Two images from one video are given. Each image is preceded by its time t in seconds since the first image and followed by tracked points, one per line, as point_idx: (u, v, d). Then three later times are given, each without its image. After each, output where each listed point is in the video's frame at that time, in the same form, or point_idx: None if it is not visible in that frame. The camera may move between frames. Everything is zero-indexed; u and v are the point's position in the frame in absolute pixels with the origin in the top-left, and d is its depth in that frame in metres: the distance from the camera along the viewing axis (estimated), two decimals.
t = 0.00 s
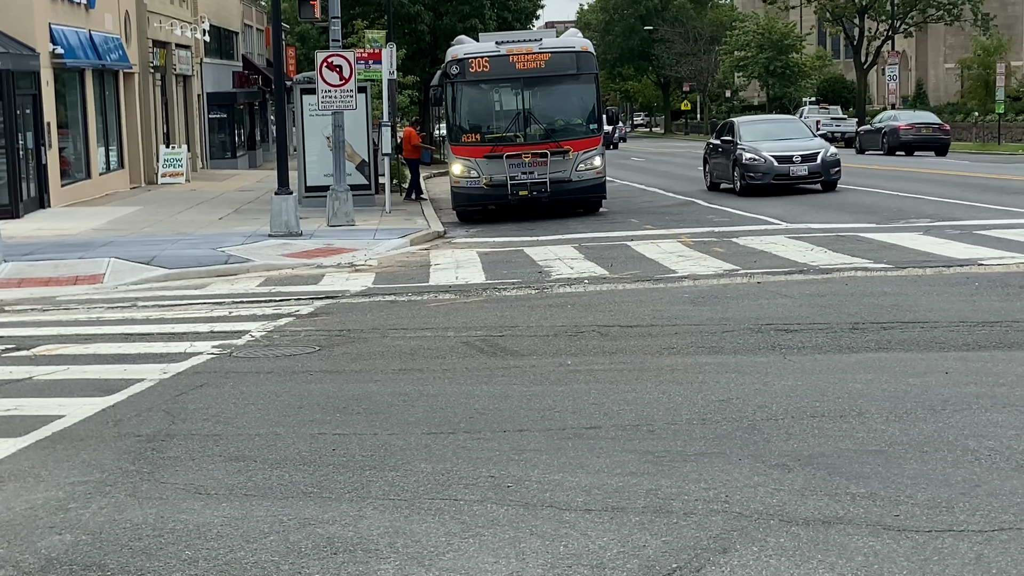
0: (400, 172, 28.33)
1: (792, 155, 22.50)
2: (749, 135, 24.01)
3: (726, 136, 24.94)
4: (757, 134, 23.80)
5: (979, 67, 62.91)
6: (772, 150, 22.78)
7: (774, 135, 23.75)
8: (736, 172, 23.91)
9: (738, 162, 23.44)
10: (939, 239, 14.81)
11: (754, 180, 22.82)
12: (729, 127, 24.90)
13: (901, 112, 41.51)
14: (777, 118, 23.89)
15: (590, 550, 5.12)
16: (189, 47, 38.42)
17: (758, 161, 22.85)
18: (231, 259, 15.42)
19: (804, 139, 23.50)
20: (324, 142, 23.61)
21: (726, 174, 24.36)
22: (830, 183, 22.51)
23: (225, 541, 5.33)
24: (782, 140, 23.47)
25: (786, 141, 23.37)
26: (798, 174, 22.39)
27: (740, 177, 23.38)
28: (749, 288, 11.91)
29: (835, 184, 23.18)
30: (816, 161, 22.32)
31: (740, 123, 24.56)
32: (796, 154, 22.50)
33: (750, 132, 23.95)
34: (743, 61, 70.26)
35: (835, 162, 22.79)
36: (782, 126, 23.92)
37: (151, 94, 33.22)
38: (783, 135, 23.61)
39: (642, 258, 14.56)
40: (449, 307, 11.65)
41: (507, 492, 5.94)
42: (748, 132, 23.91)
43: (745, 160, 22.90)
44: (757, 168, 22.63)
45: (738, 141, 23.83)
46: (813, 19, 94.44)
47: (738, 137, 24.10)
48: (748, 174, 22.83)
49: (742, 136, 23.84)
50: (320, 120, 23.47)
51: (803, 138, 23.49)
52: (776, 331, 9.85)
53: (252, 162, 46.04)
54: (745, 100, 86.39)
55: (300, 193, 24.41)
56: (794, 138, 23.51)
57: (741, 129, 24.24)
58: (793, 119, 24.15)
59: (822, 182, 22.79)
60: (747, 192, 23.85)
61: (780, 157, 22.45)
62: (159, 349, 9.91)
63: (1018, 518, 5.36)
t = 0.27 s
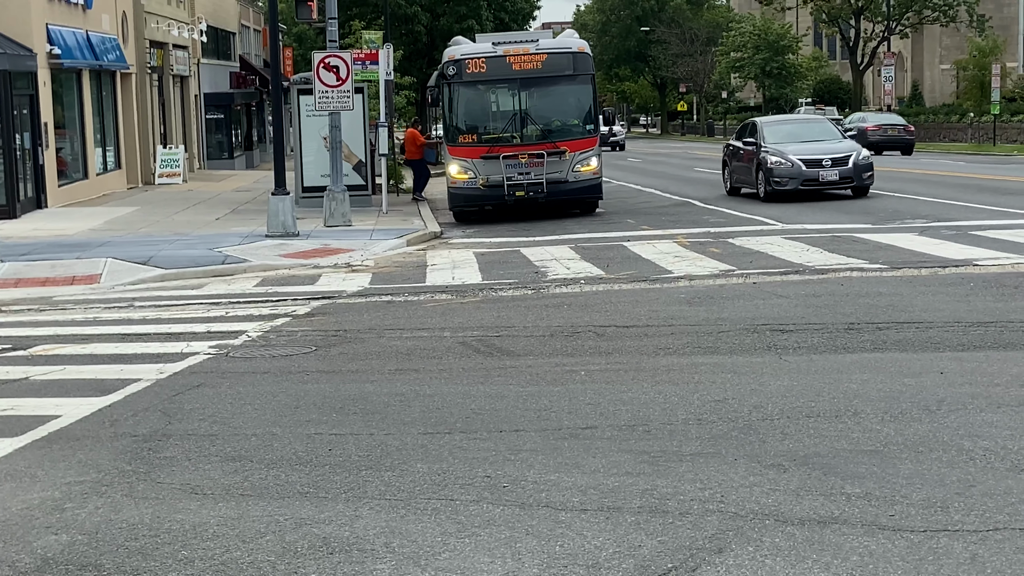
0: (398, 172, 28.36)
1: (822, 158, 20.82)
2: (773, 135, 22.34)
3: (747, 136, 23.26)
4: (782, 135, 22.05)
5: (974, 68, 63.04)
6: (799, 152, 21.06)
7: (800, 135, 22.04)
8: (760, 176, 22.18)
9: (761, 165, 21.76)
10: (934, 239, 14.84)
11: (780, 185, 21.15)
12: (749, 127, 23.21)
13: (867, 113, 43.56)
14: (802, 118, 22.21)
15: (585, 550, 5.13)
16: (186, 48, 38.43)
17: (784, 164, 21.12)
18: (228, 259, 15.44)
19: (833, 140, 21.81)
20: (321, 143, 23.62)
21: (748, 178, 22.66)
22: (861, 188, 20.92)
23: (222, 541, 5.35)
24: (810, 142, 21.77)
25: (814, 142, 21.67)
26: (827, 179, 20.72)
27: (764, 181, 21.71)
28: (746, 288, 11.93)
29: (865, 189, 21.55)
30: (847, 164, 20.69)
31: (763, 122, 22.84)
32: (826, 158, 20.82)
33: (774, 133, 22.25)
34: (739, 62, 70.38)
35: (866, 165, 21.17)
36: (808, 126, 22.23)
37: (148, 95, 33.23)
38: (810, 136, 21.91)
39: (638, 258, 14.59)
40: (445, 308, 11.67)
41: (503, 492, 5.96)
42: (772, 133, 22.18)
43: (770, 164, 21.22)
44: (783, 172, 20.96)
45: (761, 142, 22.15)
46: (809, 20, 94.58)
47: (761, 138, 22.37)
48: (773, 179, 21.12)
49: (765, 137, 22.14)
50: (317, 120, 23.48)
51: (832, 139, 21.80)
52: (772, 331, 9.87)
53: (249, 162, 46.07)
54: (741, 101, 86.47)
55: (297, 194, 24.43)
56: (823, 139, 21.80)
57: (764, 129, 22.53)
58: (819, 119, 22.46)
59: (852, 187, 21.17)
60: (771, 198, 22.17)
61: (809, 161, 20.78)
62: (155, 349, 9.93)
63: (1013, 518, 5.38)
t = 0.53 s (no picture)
0: (394, 173, 28.35)
1: (857, 161, 19.20)
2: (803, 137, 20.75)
3: (774, 138, 21.70)
4: (814, 136, 20.48)
5: (970, 70, 63.08)
6: (832, 155, 19.46)
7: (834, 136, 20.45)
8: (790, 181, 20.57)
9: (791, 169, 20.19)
10: (930, 240, 14.85)
11: (812, 190, 19.57)
12: (777, 128, 21.65)
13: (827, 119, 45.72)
14: (836, 118, 20.63)
15: (582, 552, 5.13)
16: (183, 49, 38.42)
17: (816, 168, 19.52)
18: (225, 260, 15.42)
19: (870, 142, 20.17)
20: (318, 144, 23.61)
21: (777, 184, 21.08)
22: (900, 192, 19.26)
23: (217, 543, 5.34)
24: (844, 144, 20.15)
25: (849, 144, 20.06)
26: (864, 185, 19.13)
27: (794, 186, 20.13)
28: (742, 290, 11.92)
29: (904, 195, 19.87)
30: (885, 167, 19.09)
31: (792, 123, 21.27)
32: (862, 161, 19.20)
33: (804, 134, 20.65)
34: (735, 63, 70.45)
35: (906, 168, 19.53)
36: (842, 127, 20.62)
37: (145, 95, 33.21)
38: (844, 138, 20.30)
39: (635, 259, 14.59)
40: (441, 308, 11.68)
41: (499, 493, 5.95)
42: (803, 134, 20.62)
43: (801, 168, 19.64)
44: (815, 177, 19.39)
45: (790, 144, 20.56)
46: (805, 21, 94.68)
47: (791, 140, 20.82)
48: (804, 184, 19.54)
49: (795, 139, 20.54)
50: (314, 121, 23.47)
51: (869, 141, 20.17)
52: (769, 333, 9.87)
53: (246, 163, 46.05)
54: (737, 103, 86.55)
55: (293, 195, 24.41)
56: (859, 140, 20.16)
57: (793, 130, 20.94)
58: (855, 119, 20.85)
59: (890, 192, 19.51)
60: (802, 204, 20.58)
61: (843, 164, 19.20)
62: (152, 350, 9.93)
63: (1009, 519, 5.38)
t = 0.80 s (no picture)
0: (390, 174, 28.34)
1: (899, 165, 17.56)
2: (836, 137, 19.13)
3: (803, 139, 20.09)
4: (850, 137, 18.85)
5: (966, 71, 63.15)
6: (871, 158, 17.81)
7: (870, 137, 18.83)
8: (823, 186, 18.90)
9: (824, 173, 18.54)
10: (926, 241, 14.86)
11: (849, 197, 17.91)
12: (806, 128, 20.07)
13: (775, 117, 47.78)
14: (873, 118, 19.03)
15: (578, 554, 5.12)
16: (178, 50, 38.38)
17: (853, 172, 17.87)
18: (220, 262, 15.40)
19: (911, 143, 18.55)
20: (314, 145, 23.59)
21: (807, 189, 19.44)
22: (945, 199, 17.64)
23: (213, 545, 5.33)
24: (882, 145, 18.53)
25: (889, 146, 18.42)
26: (907, 190, 17.47)
27: (828, 191, 18.48)
28: (738, 291, 11.92)
29: (948, 202, 18.26)
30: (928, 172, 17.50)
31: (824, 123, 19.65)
32: (905, 165, 17.56)
33: (837, 134, 19.02)
34: (731, 64, 70.52)
35: (951, 173, 17.94)
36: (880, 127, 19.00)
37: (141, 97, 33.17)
38: (882, 138, 18.68)
39: (631, 261, 14.58)
40: (438, 310, 11.67)
41: (495, 495, 5.95)
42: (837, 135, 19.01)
43: (837, 172, 17.98)
44: (852, 182, 17.73)
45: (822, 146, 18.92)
46: (801, 22, 94.81)
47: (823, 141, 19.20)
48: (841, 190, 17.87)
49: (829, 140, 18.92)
50: (310, 122, 23.46)
51: (909, 143, 18.55)
52: (765, 334, 9.87)
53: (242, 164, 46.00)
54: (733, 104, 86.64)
55: (289, 196, 24.39)
56: (898, 142, 18.53)
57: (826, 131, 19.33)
58: (893, 118, 19.23)
59: (933, 199, 17.90)
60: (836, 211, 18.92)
61: (884, 168, 17.54)
62: (147, 351, 9.91)
63: (1006, 521, 5.39)
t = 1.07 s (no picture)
0: (386, 175, 28.32)
1: (950, 169, 16.19)
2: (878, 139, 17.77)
3: (838, 142, 18.73)
4: (894, 139, 17.47)
5: (962, 71, 63.23)
6: (919, 161, 16.42)
7: (917, 138, 17.46)
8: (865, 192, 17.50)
9: (866, 179, 17.14)
10: (922, 242, 14.87)
11: (895, 205, 16.50)
12: (842, 130, 18.69)
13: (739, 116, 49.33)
14: (919, 118, 17.67)
15: (574, 555, 5.12)
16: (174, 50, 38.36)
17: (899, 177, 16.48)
18: (216, 263, 15.39)
19: (961, 145, 17.17)
20: (310, 146, 23.58)
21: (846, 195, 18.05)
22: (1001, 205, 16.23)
23: (209, 547, 5.32)
24: (928, 148, 17.17)
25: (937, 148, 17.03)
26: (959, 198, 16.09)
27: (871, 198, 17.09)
28: (735, 292, 11.92)
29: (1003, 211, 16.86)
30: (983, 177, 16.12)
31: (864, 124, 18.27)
32: (957, 168, 16.19)
33: (879, 135, 17.64)
34: (727, 65, 70.59)
35: (1007, 179, 16.56)
36: (926, 128, 17.62)
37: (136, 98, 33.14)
38: (928, 141, 17.31)
39: (627, 261, 14.59)
40: (434, 311, 11.66)
41: (492, 496, 5.94)
42: (880, 137, 17.63)
43: (881, 177, 16.59)
44: (899, 188, 16.34)
45: (863, 148, 17.54)
46: (797, 23, 94.94)
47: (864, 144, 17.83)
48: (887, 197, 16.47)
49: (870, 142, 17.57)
50: (306, 123, 23.45)
51: (959, 145, 17.18)
52: (762, 335, 9.87)
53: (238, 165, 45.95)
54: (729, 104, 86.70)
55: (286, 197, 24.38)
56: (946, 145, 17.17)
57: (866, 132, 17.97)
58: (939, 119, 17.87)
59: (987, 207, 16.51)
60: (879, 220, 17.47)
61: (933, 173, 16.17)
62: (143, 352, 9.90)
63: (1003, 521, 5.39)
